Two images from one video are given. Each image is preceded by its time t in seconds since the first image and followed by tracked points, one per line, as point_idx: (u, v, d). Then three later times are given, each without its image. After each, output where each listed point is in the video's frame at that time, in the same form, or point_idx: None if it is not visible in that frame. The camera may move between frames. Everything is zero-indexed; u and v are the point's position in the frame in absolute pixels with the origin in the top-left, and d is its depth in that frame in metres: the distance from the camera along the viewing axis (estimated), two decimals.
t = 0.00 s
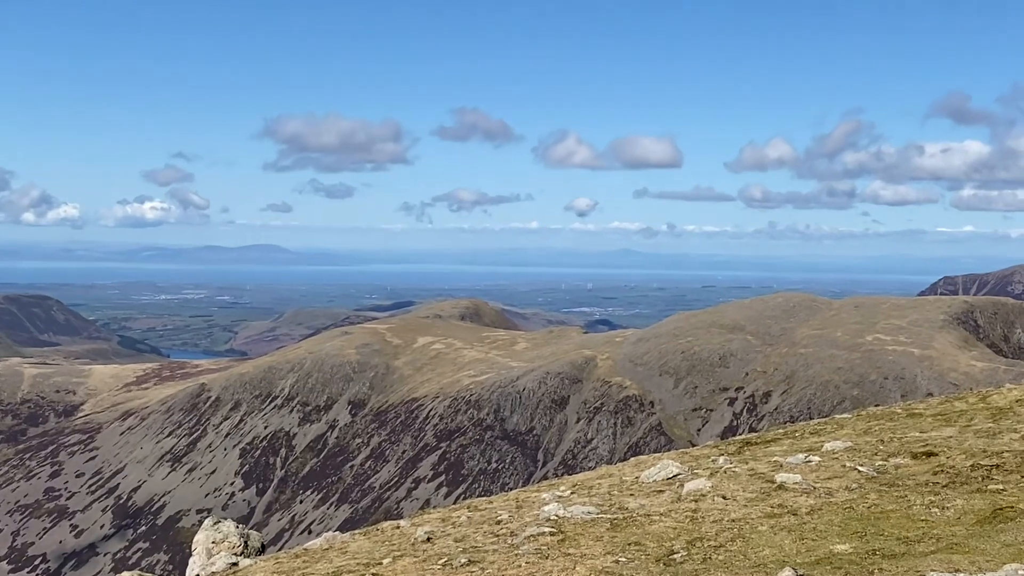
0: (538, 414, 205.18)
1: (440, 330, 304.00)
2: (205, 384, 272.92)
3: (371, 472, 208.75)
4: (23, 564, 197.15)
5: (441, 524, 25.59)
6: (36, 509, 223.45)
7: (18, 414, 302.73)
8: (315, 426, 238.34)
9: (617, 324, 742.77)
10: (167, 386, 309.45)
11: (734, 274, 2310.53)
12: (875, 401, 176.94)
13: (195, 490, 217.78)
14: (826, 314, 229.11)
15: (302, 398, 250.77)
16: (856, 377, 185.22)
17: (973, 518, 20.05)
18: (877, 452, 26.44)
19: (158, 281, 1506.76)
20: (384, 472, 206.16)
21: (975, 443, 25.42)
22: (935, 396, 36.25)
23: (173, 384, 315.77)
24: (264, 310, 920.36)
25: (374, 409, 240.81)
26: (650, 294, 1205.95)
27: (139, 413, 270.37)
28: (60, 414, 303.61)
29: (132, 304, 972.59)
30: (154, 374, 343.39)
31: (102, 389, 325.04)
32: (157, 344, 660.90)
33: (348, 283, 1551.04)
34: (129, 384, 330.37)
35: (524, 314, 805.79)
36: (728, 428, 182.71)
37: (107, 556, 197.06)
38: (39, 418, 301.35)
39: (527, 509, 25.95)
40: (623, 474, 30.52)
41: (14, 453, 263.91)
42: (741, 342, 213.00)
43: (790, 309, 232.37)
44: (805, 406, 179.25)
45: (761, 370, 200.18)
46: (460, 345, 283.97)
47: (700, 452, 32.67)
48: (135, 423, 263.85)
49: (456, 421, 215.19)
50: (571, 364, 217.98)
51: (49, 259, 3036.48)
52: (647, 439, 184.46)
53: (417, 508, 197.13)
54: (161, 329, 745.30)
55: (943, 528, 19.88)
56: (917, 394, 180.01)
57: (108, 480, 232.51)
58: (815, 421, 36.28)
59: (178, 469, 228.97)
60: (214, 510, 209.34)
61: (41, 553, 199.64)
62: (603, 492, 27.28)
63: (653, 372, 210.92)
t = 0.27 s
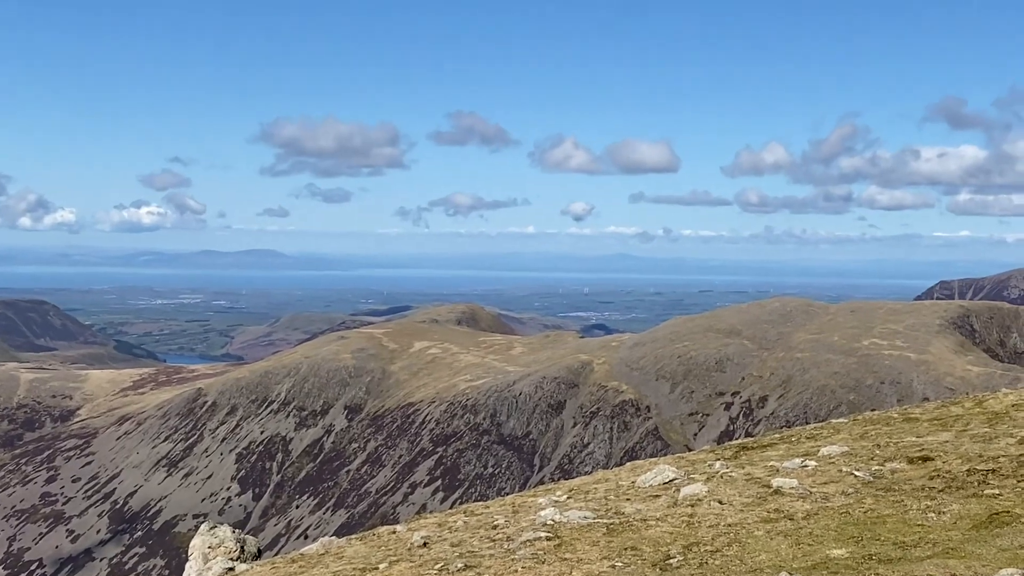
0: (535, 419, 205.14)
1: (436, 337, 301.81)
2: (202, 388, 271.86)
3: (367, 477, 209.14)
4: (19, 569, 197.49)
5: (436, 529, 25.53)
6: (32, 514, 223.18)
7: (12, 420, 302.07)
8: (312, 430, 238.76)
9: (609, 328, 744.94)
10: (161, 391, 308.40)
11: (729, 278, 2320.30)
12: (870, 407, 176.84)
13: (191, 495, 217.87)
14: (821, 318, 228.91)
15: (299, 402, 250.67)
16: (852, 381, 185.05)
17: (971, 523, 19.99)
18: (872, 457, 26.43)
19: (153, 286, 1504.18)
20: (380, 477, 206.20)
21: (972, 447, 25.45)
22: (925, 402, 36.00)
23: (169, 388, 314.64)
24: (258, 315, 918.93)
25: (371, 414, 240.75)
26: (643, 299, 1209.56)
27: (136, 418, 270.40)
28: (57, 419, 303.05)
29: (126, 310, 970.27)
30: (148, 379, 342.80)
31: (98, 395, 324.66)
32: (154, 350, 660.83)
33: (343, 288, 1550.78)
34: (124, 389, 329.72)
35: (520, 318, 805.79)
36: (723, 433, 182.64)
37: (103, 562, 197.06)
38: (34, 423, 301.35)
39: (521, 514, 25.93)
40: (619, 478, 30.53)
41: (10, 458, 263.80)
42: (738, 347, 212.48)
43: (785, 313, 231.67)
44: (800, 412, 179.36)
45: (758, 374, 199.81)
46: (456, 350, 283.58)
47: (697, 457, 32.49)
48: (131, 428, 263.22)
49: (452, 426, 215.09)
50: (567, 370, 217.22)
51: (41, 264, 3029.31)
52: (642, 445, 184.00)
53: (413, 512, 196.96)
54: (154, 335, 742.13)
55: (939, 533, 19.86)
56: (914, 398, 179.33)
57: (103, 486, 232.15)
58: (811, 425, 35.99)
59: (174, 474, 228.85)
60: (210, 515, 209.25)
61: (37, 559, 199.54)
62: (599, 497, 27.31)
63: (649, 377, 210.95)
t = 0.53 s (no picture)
0: (538, 441, 172.40)
1: (422, 348, 265.40)
2: (157, 407, 235.84)
3: (345, 508, 177.60)
4: None
5: (425, 568, 23.43)
6: None
7: None
8: (279, 455, 201.25)
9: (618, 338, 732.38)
10: (111, 410, 270.74)
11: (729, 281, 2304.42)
12: (918, 428, 148.07)
13: (144, 529, 186.11)
14: (862, 327, 196.85)
15: (266, 423, 212.00)
16: (896, 400, 157.31)
17: None
18: (919, 486, 24.70)
19: (131, 292, 1469.04)
20: (360, 509, 174.99)
21: None
22: (975, 424, 37.57)
23: (121, 407, 277.91)
24: (225, 325, 879.37)
25: (348, 434, 204.71)
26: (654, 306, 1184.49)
27: (82, 441, 234.46)
28: None
29: (63, 321, 906.46)
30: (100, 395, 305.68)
31: (38, 414, 280.22)
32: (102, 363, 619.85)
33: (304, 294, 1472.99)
34: (70, 408, 287.93)
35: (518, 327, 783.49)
36: (751, 459, 152.41)
37: None
38: None
39: (521, 550, 23.84)
40: (631, 511, 28.56)
41: None
42: (767, 360, 180.25)
43: (818, 322, 199.29)
44: (839, 434, 150.32)
45: (789, 391, 169.44)
46: (445, 362, 246.19)
47: (720, 486, 31.64)
48: (76, 453, 228.14)
49: (442, 449, 181.99)
50: (574, 385, 184.52)
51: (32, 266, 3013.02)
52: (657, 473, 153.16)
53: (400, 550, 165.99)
54: (105, 347, 702.71)
55: (997, 569, 17.56)
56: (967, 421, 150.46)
57: (44, 517, 199.40)
58: (850, 450, 36.54)
59: (125, 505, 196.29)
60: (164, 552, 178.02)
61: None
62: (608, 531, 25.15)
63: (666, 395, 177.89)
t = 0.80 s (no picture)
0: (534, 457, 170.20)
1: (415, 356, 264.40)
2: (132, 419, 233.38)
3: (334, 526, 175.16)
4: None
5: None
6: None
7: None
8: (263, 470, 198.74)
9: (624, 347, 732.08)
10: (85, 422, 267.26)
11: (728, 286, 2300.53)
12: (941, 441, 144.41)
13: (119, 549, 184.27)
14: (882, 335, 193.22)
15: (248, 437, 209.49)
16: (918, 412, 153.23)
17: None
18: (941, 503, 23.92)
19: (111, 297, 1456.34)
20: (347, 528, 172.53)
21: None
22: (996, 439, 37.67)
23: (93, 420, 272.84)
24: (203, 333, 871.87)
25: (334, 449, 202.01)
26: (665, 313, 1182.71)
27: (52, 455, 230.56)
28: None
29: (32, 329, 893.81)
30: (70, 408, 301.81)
31: (7, 426, 275.53)
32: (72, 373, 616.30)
33: (291, 299, 1469.46)
34: (40, 421, 284.14)
35: (514, 334, 779.73)
36: (764, 474, 148.96)
37: None
38: None
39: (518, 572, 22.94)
40: (636, 531, 27.76)
41: None
42: (781, 369, 176.91)
43: (837, 330, 196.32)
44: (857, 447, 146.79)
45: (804, 402, 165.68)
46: (439, 372, 243.79)
47: (732, 503, 31.36)
48: (46, 467, 224.79)
49: (435, 464, 179.53)
50: (575, 399, 182.81)
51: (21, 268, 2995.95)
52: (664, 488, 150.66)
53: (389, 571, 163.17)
54: (75, 356, 697.67)
55: None
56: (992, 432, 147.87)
57: (14, 537, 197.82)
58: (871, 465, 36.43)
59: (98, 523, 194.04)
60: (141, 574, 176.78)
61: None
62: (609, 551, 24.24)
63: (674, 406, 175.07)
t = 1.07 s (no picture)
0: (534, 470, 169.18)
1: (408, 365, 263.93)
2: (110, 432, 230.63)
3: (323, 544, 173.13)
4: None
5: None
6: None
7: None
8: (248, 485, 197.09)
9: (627, 355, 728.61)
10: (61, 434, 265.62)
11: (721, 293, 2280.19)
12: (960, 455, 141.02)
13: (97, 568, 181.49)
14: (899, 343, 190.80)
15: (233, 450, 207.91)
16: (936, 425, 149.57)
17: None
18: (960, 519, 25.79)
19: (91, 303, 1445.15)
20: (336, 546, 170.51)
21: None
22: (1010, 455, 39.25)
23: (69, 433, 268.49)
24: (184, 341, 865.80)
25: (321, 462, 200.70)
26: (669, 319, 1176.74)
27: (25, 469, 226.48)
28: None
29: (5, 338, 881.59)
30: (42, 420, 300.05)
31: None
32: (47, 383, 610.77)
33: (278, 306, 1456.96)
34: (13, 433, 282.89)
35: (515, 343, 774.89)
36: (774, 490, 146.71)
37: None
38: None
39: None
40: (644, 548, 28.48)
41: None
42: (793, 378, 174.71)
43: (853, 336, 194.38)
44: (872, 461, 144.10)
45: (817, 414, 163.02)
46: (433, 382, 243.24)
47: (741, 518, 32.15)
48: (20, 481, 220.72)
49: (429, 479, 178.27)
50: (577, 411, 181.83)
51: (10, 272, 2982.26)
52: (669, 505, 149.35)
53: None
54: (49, 366, 689.74)
55: None
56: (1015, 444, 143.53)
57: None
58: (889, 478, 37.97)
59: (75, 541, 191.24)
60: None
61: None
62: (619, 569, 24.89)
63: (681, 418, 173.32)
